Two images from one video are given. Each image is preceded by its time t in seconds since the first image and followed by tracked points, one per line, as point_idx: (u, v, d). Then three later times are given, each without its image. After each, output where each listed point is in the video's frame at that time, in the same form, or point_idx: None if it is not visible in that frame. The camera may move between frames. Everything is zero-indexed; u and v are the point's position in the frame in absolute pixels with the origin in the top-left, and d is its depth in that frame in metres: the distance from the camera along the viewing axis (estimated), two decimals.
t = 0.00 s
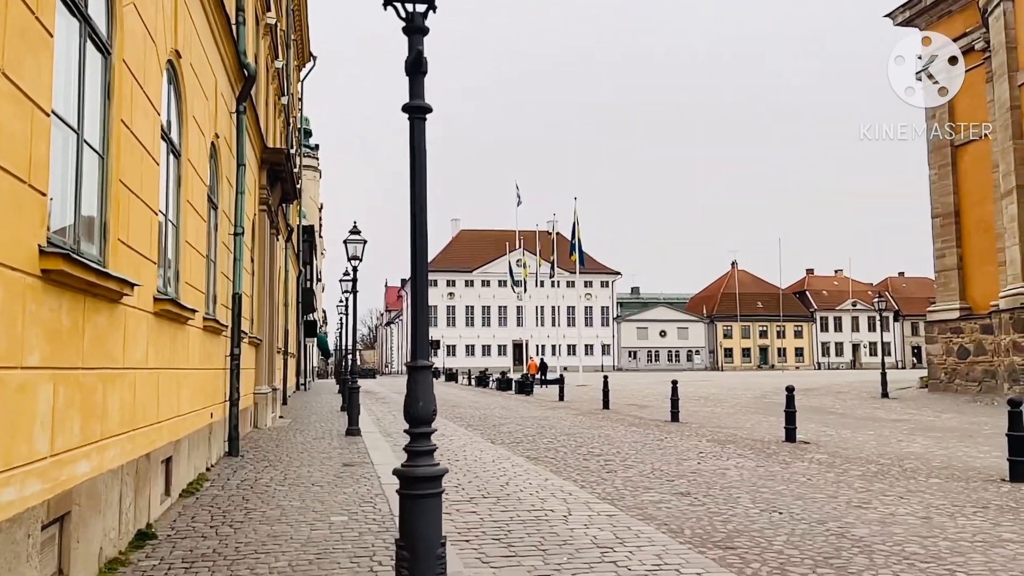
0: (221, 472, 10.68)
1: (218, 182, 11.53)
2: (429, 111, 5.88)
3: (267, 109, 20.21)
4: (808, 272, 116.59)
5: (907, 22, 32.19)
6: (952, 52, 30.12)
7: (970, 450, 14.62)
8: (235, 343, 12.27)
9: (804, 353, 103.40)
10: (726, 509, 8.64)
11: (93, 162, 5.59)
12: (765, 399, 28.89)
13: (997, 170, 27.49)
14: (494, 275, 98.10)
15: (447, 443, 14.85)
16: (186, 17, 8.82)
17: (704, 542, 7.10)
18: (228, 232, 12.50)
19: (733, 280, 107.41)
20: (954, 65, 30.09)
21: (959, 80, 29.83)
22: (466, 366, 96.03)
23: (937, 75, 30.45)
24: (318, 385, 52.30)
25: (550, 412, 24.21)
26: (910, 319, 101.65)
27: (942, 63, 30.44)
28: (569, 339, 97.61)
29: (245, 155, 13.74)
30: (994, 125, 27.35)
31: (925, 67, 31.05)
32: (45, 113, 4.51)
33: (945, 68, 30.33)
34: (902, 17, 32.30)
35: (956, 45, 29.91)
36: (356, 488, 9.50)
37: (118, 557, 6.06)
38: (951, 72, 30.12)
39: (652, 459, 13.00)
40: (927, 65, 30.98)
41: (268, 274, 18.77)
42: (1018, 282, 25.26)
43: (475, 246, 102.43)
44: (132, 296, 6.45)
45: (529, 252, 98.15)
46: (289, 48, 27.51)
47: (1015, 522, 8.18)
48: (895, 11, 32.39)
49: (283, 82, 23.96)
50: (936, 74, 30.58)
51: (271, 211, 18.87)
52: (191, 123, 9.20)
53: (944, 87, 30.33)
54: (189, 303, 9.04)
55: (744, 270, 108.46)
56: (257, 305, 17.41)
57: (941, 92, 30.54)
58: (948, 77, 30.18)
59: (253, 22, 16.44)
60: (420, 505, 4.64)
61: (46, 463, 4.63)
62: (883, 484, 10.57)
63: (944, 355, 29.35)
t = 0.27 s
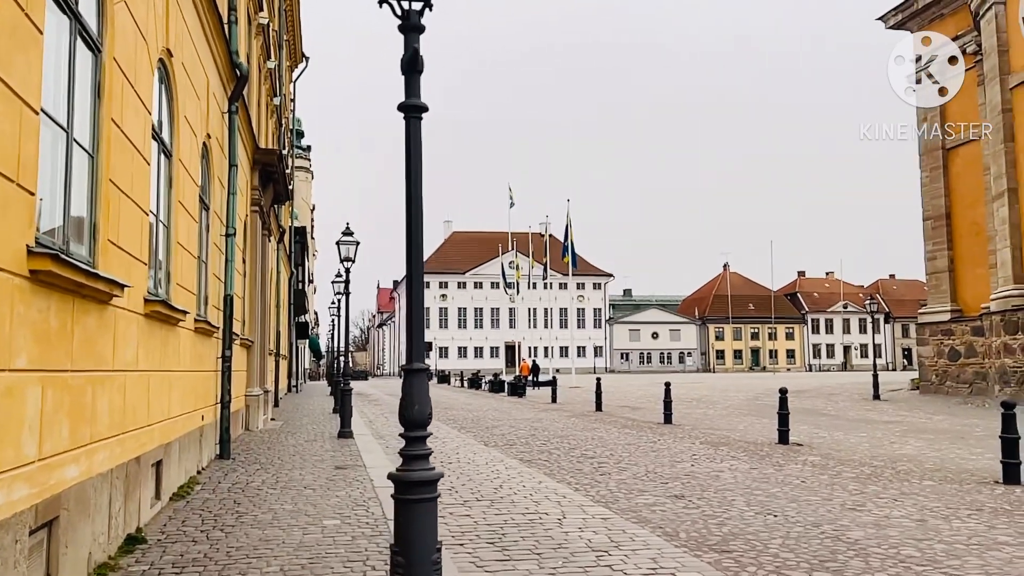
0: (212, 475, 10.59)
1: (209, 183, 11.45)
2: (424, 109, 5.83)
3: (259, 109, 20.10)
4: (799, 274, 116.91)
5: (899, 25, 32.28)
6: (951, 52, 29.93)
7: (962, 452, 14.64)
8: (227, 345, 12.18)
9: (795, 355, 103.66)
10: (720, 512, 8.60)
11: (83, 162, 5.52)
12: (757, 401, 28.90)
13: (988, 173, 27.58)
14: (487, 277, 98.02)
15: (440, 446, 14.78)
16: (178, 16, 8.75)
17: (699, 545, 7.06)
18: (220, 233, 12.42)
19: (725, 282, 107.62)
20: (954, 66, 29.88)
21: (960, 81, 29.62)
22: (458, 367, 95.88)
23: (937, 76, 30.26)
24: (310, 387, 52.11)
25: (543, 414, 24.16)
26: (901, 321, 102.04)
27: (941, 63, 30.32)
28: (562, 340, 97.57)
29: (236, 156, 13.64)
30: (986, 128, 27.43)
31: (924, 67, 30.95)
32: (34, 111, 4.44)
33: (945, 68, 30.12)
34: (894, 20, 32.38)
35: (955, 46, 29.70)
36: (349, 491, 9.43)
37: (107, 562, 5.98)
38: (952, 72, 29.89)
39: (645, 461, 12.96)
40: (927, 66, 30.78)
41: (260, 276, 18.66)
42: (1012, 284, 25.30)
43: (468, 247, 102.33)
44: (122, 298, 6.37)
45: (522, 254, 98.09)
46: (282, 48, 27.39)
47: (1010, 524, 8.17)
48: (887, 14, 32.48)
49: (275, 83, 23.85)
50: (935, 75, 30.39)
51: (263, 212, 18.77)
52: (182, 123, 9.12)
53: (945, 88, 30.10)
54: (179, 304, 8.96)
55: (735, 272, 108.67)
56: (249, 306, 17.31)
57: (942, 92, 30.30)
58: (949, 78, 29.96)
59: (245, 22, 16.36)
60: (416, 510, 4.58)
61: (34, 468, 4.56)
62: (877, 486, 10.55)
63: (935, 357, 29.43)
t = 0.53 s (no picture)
0: (204, 476, 10.52)
1: (200, 180, 11.36)
2: (418, 105, 5.77)
3: (249, 107, 19.99)
4: (790, 271, 117.25)
5: (890, 23, 32.36)
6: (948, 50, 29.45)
7: (954, 445, 14.68)
8: (218, 344, 12.10)
9: (786, 351, 103.98)
10: (715, 509, 8.58)
11: (71, 158, 5.44)
12: (749, 398, 28.94)
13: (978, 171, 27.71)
14: (479, 275, 97.96)
15: (433, 444, 14.73)
16: (167, 11, 8.66)
17: (694, 543, 7.03)
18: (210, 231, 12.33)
19: (717, 279, 107.84)
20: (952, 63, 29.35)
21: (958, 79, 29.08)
22: (450, 365, 95.77)
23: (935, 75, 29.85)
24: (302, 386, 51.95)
25: (536, 411, 24.13)
26: (892, 317, 102.42)
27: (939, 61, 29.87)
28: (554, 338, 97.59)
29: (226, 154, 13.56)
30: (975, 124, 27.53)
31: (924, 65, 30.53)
32: (21, 107, 4.37)
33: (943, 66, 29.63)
34: (884, 17, 32.46)
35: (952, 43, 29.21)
36: (341, 490, 9.38)
37: (97, 567, 5.90)
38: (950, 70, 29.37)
39: (639, 458, 12.94)
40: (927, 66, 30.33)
41: (251, 275, 18.56)
42: (1003, 279, 25.31)
43: (460, 245, 102.22)
44: (111, 297, 6.29)
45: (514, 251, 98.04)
46: (272, 46, 27.27)
47: (1004, 515, 8.18)
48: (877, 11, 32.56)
49: (266, 80, 23.72)
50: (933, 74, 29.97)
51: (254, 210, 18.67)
52: (172, 120, 9.04)
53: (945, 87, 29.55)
54: (169, 303, 8.88)
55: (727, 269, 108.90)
56: (240, 305, 17.22)
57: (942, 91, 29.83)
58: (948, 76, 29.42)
59: (235, 18, 16.25)
60: (411, 510, 4.54)
61: (22, 474, 4.48)
62: (870, 481, 10.56)
63: (925, 352, 29.54)
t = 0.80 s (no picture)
0: (191, 477, 10.43)
1: (181, 178, 11.24)
2: (403, 100, 5.69)
3: (231, 104, 19.80)
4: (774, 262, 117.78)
5: (870, 13, 32.47)
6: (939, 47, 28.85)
7: (940, 433, 14.76)
8: (203, 344, 11.99)
9: (772, 342, 104.53)
10: (706, 502, 8.57)
11: (48, 158, 5.34)
12: (736, 389, 29.04)
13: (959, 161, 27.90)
14: (464, 270, 97.82)
15: (422, 442, 14.66)
16: (144, 8, 8.53)
17: (687, 537, 7.01)
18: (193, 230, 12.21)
19: (702, 271, 108.18)
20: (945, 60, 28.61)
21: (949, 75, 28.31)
22: (437, 361, 95.64)
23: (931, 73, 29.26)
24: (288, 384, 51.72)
25: (524, 406, 24.10)
26: (875, 306, 103.08)
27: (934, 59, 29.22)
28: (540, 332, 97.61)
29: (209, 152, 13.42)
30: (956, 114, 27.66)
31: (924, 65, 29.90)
32: None
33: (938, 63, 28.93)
34: (864, 8, 32.57)
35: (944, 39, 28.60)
36: (330, 490, 9.31)
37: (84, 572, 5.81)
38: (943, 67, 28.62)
39: (628, 451, 12.92)
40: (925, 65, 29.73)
41: (235, 274, 18.41)
42: (983, 266, 25.40)
43: (445, 241, 102.01)
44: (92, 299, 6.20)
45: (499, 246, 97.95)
46: (253, 42, 27.02)
47: (993, 504, 8.20)
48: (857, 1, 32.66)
49: (246, 77, 23.48)
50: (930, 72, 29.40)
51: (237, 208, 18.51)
52: (151, 118, 8.91)
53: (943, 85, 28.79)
54: (152, 303, 8.77)
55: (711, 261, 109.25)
56: (224, 305, 17.08)
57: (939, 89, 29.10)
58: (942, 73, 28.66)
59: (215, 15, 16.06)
60: (404, 511, 4.48)
61: (5, 480, 4.40)
62: (859, 471, 10.58)
63: (910, 341, 29.79)
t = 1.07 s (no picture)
0: (191, 478, 10.39)
1: (180, 178, 11.20)
2: (403, 98, 5.64)
3: (229, 104, 19.74)
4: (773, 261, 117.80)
5: (868, 11, 32.45)
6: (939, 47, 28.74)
7: (940, 433, 14.73)
8: (202, 344, 11.94)
9: (770, 341, 104.55)
10: (708, 502, 8.53)
11: (46, 158, 5.30)
12: (736, 388, 29.02)
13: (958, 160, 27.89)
14: (463, 270, 97.78)
15: (421, 442, 14.62)
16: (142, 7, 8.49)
17: (689, 537, 6.97)
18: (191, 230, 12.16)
19: (700, 271, 108.18)
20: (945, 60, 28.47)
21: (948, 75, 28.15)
22: (436, 361, 95.62)
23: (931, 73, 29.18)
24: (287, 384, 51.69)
25: (523, 406, 24.07)
26: (874, 305, 103.12)
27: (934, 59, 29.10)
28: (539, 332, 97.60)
29: (207, 152, 13.37)
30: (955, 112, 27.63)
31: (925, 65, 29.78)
32: None
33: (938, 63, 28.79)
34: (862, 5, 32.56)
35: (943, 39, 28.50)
36: (330, 490, 9.28)
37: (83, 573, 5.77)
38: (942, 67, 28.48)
39: (628, 451, 12.89)
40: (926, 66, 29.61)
41: (233, 274, 18.35)
42: (983, 266, 25.39)
43: (443, 240, 101.95)
44: (91, 299, 6.16)
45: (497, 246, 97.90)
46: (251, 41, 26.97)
47: (995, 506, 8.18)
48: None
49: (244, 76, 23.41)
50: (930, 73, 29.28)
51: (235, 208, 18.44)
52: (150, 118, 8.86)
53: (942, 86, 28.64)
54: (151, 304, 8.72)
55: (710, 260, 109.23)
56: (223, 305, 17.03)
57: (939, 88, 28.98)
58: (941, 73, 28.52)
59: (212, 14, 16.01)
60: (406, 513, 4.44)
61: (3, 480, 4.36)
62: (861, 471, 10.55)
63: (910, 340, 29.79)
